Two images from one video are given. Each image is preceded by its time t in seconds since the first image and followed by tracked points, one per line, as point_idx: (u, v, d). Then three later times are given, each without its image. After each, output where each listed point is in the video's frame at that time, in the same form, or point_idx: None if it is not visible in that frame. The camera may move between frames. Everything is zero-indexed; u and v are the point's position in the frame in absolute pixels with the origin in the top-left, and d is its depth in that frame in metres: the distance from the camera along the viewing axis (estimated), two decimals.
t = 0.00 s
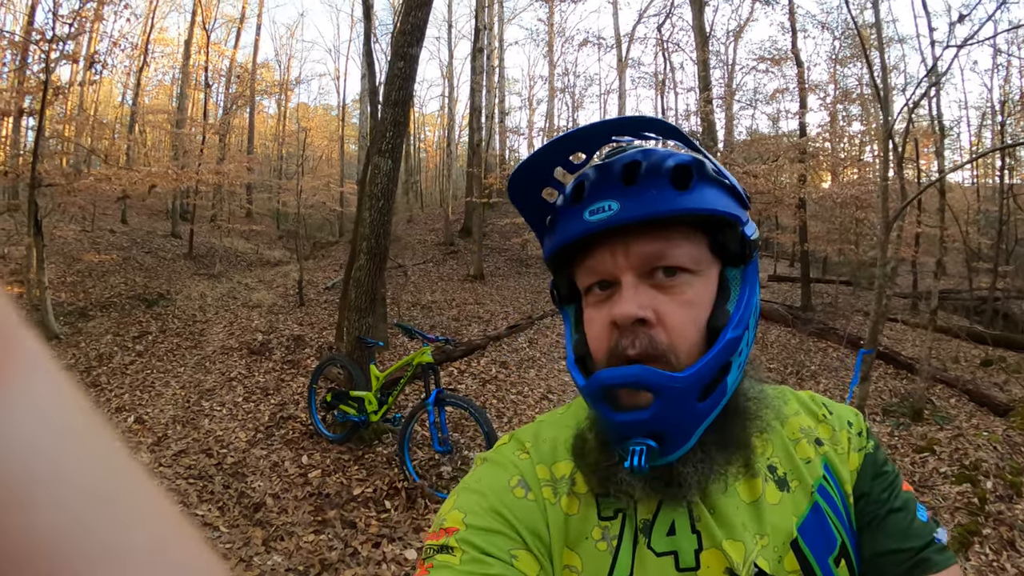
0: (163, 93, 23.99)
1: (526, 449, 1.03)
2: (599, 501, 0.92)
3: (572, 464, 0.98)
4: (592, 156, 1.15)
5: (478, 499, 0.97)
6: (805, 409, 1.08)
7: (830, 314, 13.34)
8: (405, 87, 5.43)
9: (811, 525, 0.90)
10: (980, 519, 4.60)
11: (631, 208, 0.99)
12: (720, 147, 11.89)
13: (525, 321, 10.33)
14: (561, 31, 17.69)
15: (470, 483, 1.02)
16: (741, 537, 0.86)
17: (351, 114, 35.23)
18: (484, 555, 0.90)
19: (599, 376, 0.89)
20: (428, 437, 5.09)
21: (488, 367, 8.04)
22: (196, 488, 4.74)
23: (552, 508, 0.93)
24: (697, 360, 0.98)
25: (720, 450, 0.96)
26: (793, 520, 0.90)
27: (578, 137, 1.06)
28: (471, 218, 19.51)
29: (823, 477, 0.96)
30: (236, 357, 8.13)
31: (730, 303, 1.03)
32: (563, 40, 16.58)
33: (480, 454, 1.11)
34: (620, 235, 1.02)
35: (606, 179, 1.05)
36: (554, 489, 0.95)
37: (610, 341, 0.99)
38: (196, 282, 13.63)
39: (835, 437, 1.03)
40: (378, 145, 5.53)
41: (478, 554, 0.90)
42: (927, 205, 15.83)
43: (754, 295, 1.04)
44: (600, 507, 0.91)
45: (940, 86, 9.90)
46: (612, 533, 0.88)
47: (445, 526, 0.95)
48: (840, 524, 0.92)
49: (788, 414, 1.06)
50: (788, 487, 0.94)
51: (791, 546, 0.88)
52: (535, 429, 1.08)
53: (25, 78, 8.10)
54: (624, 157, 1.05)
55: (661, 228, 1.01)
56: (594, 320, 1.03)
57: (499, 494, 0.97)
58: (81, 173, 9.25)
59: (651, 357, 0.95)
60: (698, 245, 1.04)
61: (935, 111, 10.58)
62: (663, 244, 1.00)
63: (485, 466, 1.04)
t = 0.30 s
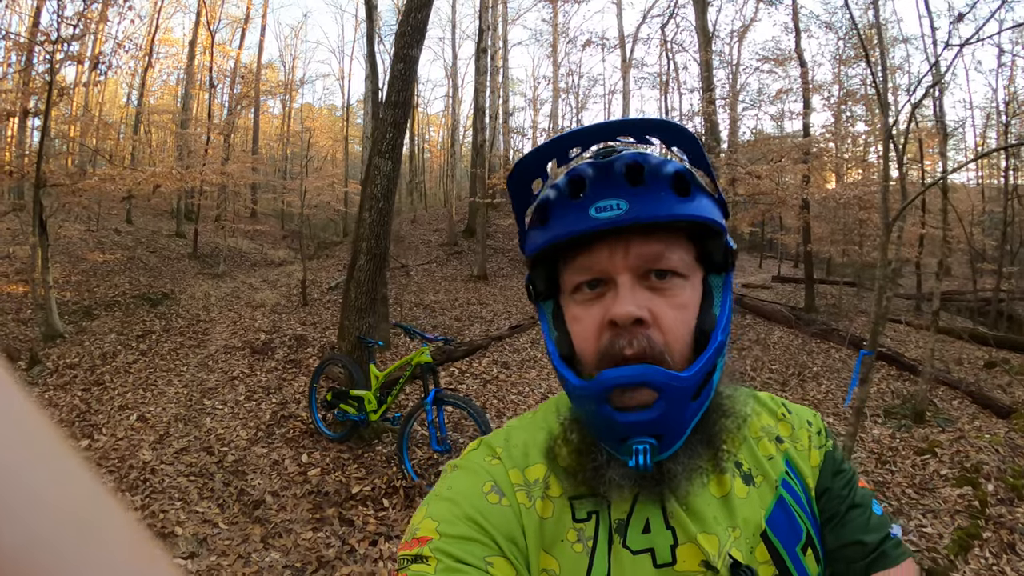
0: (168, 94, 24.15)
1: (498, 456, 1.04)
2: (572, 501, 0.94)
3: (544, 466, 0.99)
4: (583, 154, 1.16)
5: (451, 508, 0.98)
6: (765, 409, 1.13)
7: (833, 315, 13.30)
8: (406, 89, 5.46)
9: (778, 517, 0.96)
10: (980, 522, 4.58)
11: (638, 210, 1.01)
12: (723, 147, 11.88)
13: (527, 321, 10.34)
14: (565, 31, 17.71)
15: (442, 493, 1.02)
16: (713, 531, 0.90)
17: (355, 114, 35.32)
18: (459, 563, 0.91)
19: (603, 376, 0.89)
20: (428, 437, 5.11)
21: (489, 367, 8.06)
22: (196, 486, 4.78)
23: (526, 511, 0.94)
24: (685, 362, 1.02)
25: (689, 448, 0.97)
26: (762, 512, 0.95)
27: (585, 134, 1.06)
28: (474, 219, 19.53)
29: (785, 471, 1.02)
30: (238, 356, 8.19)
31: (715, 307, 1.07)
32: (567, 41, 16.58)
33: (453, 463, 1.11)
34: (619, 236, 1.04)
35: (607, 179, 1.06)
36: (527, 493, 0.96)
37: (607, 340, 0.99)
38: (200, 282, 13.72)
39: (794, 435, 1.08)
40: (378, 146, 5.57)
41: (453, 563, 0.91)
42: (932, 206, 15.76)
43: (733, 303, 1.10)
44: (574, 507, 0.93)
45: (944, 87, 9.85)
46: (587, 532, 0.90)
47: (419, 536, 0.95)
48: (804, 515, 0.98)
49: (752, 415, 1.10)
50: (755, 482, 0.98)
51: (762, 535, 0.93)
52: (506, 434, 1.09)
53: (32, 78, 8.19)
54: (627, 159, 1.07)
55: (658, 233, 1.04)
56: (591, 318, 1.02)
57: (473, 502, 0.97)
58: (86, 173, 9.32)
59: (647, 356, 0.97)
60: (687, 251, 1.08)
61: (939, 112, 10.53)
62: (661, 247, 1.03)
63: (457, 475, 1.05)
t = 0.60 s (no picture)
0: (172, 94, 24.23)
1: (460, 461, 1.02)
2: (536, 503, 0.95)
3: (507, 470, 0.99)
4: (560, 155, 1.18)
5: (414, 516, 0.96)
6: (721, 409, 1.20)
7: (835, 316, 13.27)
8: (405, 89, 5.48)
9: (737, 511, 1.00)
10: (980, 525, 4.57)
11: (630, 206, 1.06)
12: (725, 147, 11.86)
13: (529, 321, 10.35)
14: (568, 31, 17.71)
15: (404, 501, 1.00)
16: (676, 526, 0.95)
17: (359, 115, 35.41)
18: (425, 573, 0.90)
19: (607, 363, 0.91)
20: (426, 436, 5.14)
21: (490, 367, 8.08)
22: (195, 483, 4.81)
23: (491, 515, 0.94)
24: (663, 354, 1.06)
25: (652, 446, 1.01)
26: (722, 507, 1.00)
27: (574, 131, 1.09)
28: (477, 219, 19.55)
29: (742, 466, 1.07)
30: (240, 355, 8.22)
31: (684, 302, 1.13)
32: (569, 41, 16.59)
33: (412, 470, 1.09)
34: (607, 230, 1.07)
35: (594, 175, 1.10)
36: (491, 497, 0.96)
37: (596, 330, 1.00)
38: (203, 282, 13.77)
39: (749, 431, 1.15)
40: (378, 146, 5.60)
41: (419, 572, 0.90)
42: (936, 206, 15.69)
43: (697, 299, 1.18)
44: (538, 509, 0.94)
45: (946, 87, 9.81)
46: (553, 534, 0.92)
47: (383, 546, 0.94)
48: (763, 508, 1.03)
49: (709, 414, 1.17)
50: (713, 478, 1.03)
51: (724, 529, 0.98)
52: (466, 438, 1.08)
53: (36, 79, 8.24)
54: (613, 159, 1.11)
55: (640, 230, 1.09)
56: (576, 310, 1.03)
57: (436, 509, 0.96)
58: (90, 174, 9.36)
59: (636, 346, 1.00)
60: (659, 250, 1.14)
61: (941, 112, 10.48)
62: (644, 244, 1.08)
63: (418, 482, 1.02)
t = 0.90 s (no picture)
0: (176, 94, 24.27)
1: (447, 467, 1.02)
2: (525, 506, 0.95)
3: (495, 473, 0.99)
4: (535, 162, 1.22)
5: (404, 523, 0.96)
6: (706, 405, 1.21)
7: (838, 317, 13.24)
8: (408, 89, 5.48)
9: (726, 506, 1.01)
10: (981, 527, 4.55)
11: (616, 198, 1.10)
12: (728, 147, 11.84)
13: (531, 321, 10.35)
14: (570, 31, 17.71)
15: (393, 508, 0.99)
16: (667, 523, 0.95)
17: (361, 114, 35.46)
18: None
19: (618, 339, 0.93)
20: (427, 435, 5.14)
21: (492, 366, 8.08)
22: (198, 482, 4.83)
23: (480, 519, 0.94)
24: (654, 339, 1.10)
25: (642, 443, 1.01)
26: (710, 503, 1.01)
27: (558, 132, 1.10)
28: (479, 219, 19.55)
29: (730, 461, 1.09)
30: (242, 355, 8.24)
31: (664, 291, 1.18)
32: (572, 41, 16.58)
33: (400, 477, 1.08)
34: (596, 223, 1.10)
35: (576, 174, 1.14)
36: (480, 501, 0.96)
37: (595, 317, 1.01)
38: (206, 281, 13.80)
39: (735, 427, 1.18)
40: (380, 146, 5.60)
41: None
42: (938, 206, 15.64)
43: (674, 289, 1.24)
44: (527, 511, 0.95)
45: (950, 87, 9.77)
46: (542, 536, 0.92)
47: (373, 554, 0.92)
48: (752, 502, 1.05)
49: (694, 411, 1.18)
50: (700, 474, 1.04)
51: (714, 525, 0.98)
52: (453, 443, 1.07)
53: (39, 78, 8.26)
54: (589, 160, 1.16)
55: (623, 223, 1.14)
56: (573, 300, 1.04)
57: (425, 515, 0.95)
58: (93, 173, 9.37)
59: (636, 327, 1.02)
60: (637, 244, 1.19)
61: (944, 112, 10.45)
62: (628, 236, 1.12)
63: (407, 489, 1.02)
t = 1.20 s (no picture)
0: (178, 94, 24.31)
1: (453, 469, 1.02)
2: (531, 507, 0.95)
3: (501, 475, 0.99)
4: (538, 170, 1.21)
5: (411, 525, 0.95)
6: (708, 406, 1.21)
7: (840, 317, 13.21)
8: (411, 89, 5.48)
9: (732, 506, 1.01)
10: (985, 527, 4.53)
11: (623, 202, 1.10)
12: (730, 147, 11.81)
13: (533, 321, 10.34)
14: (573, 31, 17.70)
15: (400, 511, 0.98)
16: (673, 521, 0.95)
17: (363, 114, 35.48)
18: None
19: (632, 336, 0.93)
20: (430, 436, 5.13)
21: (494, 366, 8.08)
22: (201, 482, 4.84)
23: (487, 521, 0.93)
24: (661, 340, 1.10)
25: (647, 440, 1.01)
26: (715, 502, 1.00)
27: (564, 141, 1.10)
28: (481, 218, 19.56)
29: (734, 461, 1.09)
30: (245, 355, 8.25)
31: (668, 294, 1.18)
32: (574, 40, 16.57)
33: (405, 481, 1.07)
34: (603, 226, 1.10)
35: (582, 180, 1.14)
36: (486, 502, 0.96)
37: (606, 317, 1.01)
38: (208, 281, 13.83)
39: (738, 427, 1.17)
40: (383, 146, 5.60)
41: None
42: (941, 207, 15.60)
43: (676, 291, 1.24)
44: (533, 512, 0.94)
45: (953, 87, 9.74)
46: (549, 536, 0.91)
47: (379, 556, 0.91)
48: (757, 500, 1.05)
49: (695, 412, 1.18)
50: (706, 474, 1.04)
51: (720, 524, 0.98)
52: (459, 446, 1.07)
53: (41, 78, 8.29)
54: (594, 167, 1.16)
55: (629, 227, 1.14)
56: (583, 302, 1.04)
57: (432, 518, 0.95)
58: (95, 172, 9.38)
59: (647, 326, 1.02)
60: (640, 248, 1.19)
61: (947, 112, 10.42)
62: (634, 239, 1.12)
63: (413, 492, 1.01)
